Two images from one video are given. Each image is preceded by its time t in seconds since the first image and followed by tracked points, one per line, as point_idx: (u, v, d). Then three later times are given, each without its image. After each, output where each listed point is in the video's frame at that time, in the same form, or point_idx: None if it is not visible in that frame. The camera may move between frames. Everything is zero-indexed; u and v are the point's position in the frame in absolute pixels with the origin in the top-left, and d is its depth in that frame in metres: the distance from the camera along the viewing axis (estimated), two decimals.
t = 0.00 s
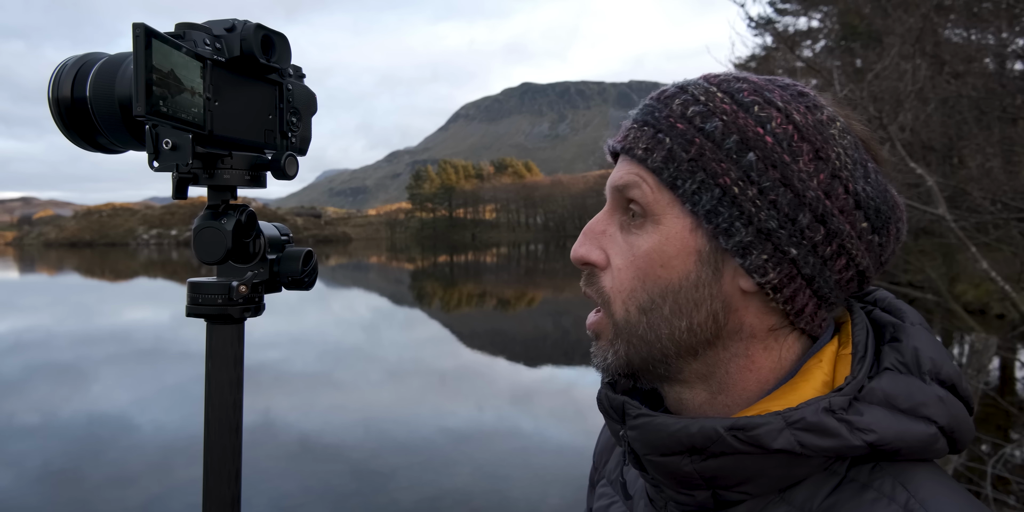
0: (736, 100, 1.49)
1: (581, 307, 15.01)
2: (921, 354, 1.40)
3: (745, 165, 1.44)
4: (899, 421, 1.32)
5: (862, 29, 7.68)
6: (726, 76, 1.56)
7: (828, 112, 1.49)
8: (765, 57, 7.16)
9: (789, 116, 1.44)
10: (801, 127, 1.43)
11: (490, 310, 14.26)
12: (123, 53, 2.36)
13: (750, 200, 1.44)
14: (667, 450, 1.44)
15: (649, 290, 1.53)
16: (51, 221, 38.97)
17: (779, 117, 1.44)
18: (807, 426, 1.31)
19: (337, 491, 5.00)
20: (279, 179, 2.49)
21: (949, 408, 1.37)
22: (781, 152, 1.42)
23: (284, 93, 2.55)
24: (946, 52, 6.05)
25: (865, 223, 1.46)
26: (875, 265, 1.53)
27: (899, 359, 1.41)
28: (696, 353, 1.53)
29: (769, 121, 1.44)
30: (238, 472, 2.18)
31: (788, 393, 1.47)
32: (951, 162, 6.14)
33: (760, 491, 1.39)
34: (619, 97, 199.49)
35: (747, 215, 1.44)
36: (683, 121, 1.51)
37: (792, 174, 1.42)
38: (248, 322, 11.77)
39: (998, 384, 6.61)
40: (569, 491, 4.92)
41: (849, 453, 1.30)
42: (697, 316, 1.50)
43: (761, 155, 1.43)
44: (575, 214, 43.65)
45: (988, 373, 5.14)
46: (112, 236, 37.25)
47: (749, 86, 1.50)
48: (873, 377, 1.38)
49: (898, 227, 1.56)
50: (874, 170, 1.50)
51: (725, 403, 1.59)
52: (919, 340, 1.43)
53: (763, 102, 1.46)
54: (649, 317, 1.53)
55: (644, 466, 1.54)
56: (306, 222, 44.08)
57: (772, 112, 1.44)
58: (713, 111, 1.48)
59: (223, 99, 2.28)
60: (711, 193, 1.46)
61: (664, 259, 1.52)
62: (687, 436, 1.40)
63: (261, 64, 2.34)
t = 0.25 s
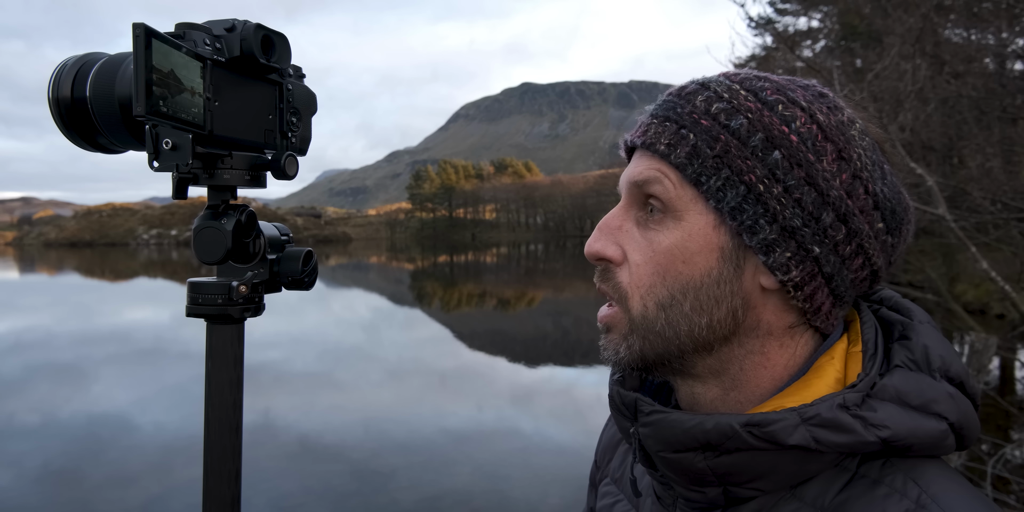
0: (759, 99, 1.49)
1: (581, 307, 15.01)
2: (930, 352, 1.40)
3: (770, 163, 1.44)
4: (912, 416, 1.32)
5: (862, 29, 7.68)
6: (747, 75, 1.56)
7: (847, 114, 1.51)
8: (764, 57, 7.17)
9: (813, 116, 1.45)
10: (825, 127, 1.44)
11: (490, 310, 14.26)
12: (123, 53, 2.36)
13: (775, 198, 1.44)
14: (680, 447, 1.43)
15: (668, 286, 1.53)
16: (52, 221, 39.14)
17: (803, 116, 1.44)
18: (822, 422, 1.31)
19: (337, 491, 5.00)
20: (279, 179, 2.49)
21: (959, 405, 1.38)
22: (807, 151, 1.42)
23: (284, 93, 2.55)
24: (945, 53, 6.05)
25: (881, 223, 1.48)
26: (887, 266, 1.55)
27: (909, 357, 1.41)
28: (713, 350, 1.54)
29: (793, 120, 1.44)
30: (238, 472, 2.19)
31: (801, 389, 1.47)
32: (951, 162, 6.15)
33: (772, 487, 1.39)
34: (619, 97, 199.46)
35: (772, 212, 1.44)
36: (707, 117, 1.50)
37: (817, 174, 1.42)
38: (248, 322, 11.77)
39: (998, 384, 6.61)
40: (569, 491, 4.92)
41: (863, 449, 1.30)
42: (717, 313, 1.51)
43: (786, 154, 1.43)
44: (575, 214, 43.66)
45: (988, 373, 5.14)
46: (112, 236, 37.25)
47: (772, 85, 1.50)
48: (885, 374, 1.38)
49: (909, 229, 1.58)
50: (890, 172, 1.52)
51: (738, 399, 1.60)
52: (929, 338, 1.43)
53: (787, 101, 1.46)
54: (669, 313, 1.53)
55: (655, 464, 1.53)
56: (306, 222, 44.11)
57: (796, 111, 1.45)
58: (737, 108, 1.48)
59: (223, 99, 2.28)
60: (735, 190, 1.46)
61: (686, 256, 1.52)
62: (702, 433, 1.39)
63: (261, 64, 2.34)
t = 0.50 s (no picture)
0: (752, 100, 1.49)
1: (581, 307, 15.01)
2: (936, 350, 1.41)
3: (762, 161, 1.44)
4: (917, 414, 1.32)
5: (861, 29, 7.68)
6: (742, 77, 1.57)
7: (842, 111, 1.50)
8: (764, 57, 7.17)
9: (805, 114, 1.44)
10: (817, 124, 1.44)
11: (490, 310, 14.26)
12: (123, 53, 2.36)
13: (767, 195, 1.44)
14: (687, 443, 1.44)
15: (666, 284, 1.53)
16: (52, 221, 39.20)
17: (795, 115, 1.45)
18: (828, 418, 1.31)
19: (337, 491, 5.00)
20: (279, 179, 2.49)
21: (965, 404, 1.38)
22: (798, 148, 1.42)
23: (284, 93, 2.55)
24: (946, 52, 6.04)
25: (879, 218, 1.47)
26: (888, 262, 1.53)
27: (915, 356, 1.42)
28: (712, 346, 1.54)
29: (785, 119, 1.44)
30: (238, 472, 2.19)
31: (807, 387, 1.47)
32: (951, 162, 6.15)
33: (778, 483, 1.39)
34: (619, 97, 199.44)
35: (764, 209, 1.44)
36: (701, 120, 1.51)
37: (809, 170, 1.42)
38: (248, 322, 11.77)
39: (998, 384, 6.61)
40: (568, 492, 4.92)
41: (869, 445, 1.30)
42: (714, 309, 1.51)
43: (777, 152, 1.43)
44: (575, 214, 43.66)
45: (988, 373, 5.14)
46: (112, 236, 37.24)
47: (766, 85, 1.51)
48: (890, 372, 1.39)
49: (910, 223, 1.57)
50: (888, 167, 1.51)
51: (742, 395, 1.59)
52: (934, 336, 1.44)
53: (779, 101, 1.47)
54: (668, 311, 1.53)
55: (662, 459, 1.54)
56: (306, 222, 44.13)
57: (788, 110, 1.45)
58: (730, 110, 1.49)
59: (223, 99, 2.28)
60: (729, 189, 1.47)
61: (683, 254, 1.52)
62: (709, 428, 1.40)
63: (261, 64, 2.34)
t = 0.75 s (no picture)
0: (728, 105, 1.52)
1: (581, 307, 15.02)
2: (941, 351, 1.41)
3: (730, 164, 1.48)
4: (920, 413, 1.32)
5: (861, 29, 7.69)
6: (729, 82, 1.59)
7: (825, 107, 1.47)
8: (765, 57, 7.17)
9: (775, 115, 1.45)
10: (786, 123, 1.44)
11: (490, 310, 14.26)
12: (123, 53, 2.36)
13: (734, 196, 1.47)
14: (690, 437, 1.44)
15: (650, 285, 1.59)
16: (52, 221, 39.23)
17: (765, 117, 1.46)
18: (828, 415, 1.31)
19: (337, 491, 5.00)
20: (279, 179, 2.49)
21: (969, 404, 1.37)
22: (763, 149, 1.44)
23: (284, 93, 2.55)
24: (946, 52, 6.04)
25: (862, 213, 1.43)
26: (884, 257, 1.46)
27: (920, 356, 1.42)
28: (696, 343, 1.56)
29: (755, 122, 1.47)
30: (238, 472, 2.19)
31: (811, 383, 1.48)
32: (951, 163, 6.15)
33: (781, 480, 1.40)
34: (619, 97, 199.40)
35: (732, 210, 1.47)
36: (678, 128, 1.57)
37: (775, 170, 1.44)
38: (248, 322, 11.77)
39: (998, 384, 6.61)
40: (569, 492, 4.92)
41: (870, 442, 1.31)
42: (693, 307, 1.54)
43: (744, 154, 1.46)
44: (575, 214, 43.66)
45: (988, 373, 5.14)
46: (112, 236, 37.23)
47: (744, 90, 1.53)
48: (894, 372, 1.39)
49: (914, 216, 1.48)
50: (875, 161, 1.46)
51: (739, 393, 1.58)
52: (940, 337, 1.44)
53: (753, 104, 1.49)
54: (654, 310, 1.59)
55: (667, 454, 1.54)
56: (306, 221, 44.14)
57: (759, 112, 1.47)
58: (705, 117, 1.53)
59: (223, 99, 2.28)
60: (700, 192, 1.51)
61: (663, 255, 1.57)
62: (711, 423, 1.40)
63: (261, 64, 2.34)
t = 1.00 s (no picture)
0: (731, 110, 1.52)
1: (581, 307, 15.02)
2: (952, 345, 1.41)
3: (735, 165, 1.47)
4: (931, 402, 1.32)
5: (861, 29, 7.69)
6: (731, 88, 1.59)
7: (822, 110, 1.48)
8: (764, 57, 7.18)
9: (777, 118, 1.46)
10: (788, 125, 1.45)
11: (490, 310, 14.26)
12: (123, 54, 2.36)
13: (741, 196, 1.46)
14: (704, 420, 1.45)
15: (660, 283, 1.58)
16: (52, 221, 39.25)
17: (766, 121, 1.47)
18: (838, 399, 1.32)
19: (337, 491, 4.99)
20: (279, 179, 2.49)
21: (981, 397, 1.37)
22: (767, 150, 1.45)
23: (284, 93, 2.55)
24: (946, 52, 6.04)
25: (862, 210, 1.43)
26: (885, 252, 1.46)
27: (931, 350, 1.42)
28: (707, 339, 1.55)
29: (757, 125, 1.47)
30: (238, 472, 2.18)
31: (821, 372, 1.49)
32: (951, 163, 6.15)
33: (792, 467, 1.40)
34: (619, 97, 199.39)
35: (738, 209, 1.47)
36: (684, 133, 1.56)
37: (778, 170, 1.44)
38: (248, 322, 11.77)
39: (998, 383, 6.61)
40: (568, 492, 4.91)
41: (880, 428, 1.31)
42: (703, 304, 1.53)
43: (749, 156, 1.46)
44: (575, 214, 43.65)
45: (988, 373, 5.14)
46: (112, 236, 37.24)
47: (745, 96, 1.53)
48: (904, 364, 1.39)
49: (913, 212, 1.48)
50: (873, 159, 1.46)
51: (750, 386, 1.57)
52: (951, 332, 1.44)
53: (754, 109, 1.49)
54: (664, 308, 1.57)
55: (681, 441, 1.54)
56: (306, 222, 44.15)
57: (761, 117, 1.47)
58: (709, 122, 1.53)
59: (223, 99, 2.28)
60: (707, 192, 1.51)
61: (673, 254, 1.56)
62: (724, 405, 1.41)
63: (261, 64, 2.34)
